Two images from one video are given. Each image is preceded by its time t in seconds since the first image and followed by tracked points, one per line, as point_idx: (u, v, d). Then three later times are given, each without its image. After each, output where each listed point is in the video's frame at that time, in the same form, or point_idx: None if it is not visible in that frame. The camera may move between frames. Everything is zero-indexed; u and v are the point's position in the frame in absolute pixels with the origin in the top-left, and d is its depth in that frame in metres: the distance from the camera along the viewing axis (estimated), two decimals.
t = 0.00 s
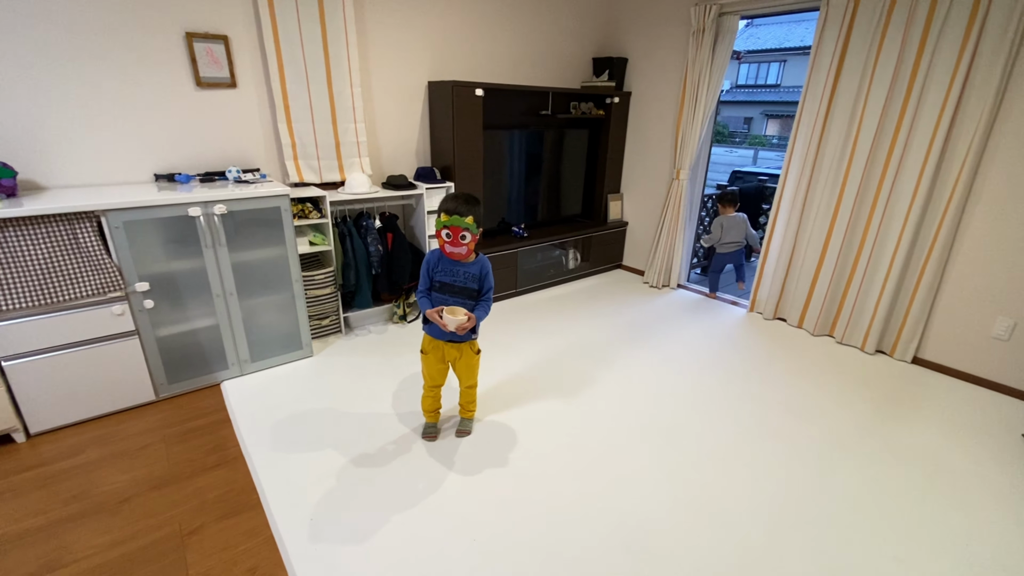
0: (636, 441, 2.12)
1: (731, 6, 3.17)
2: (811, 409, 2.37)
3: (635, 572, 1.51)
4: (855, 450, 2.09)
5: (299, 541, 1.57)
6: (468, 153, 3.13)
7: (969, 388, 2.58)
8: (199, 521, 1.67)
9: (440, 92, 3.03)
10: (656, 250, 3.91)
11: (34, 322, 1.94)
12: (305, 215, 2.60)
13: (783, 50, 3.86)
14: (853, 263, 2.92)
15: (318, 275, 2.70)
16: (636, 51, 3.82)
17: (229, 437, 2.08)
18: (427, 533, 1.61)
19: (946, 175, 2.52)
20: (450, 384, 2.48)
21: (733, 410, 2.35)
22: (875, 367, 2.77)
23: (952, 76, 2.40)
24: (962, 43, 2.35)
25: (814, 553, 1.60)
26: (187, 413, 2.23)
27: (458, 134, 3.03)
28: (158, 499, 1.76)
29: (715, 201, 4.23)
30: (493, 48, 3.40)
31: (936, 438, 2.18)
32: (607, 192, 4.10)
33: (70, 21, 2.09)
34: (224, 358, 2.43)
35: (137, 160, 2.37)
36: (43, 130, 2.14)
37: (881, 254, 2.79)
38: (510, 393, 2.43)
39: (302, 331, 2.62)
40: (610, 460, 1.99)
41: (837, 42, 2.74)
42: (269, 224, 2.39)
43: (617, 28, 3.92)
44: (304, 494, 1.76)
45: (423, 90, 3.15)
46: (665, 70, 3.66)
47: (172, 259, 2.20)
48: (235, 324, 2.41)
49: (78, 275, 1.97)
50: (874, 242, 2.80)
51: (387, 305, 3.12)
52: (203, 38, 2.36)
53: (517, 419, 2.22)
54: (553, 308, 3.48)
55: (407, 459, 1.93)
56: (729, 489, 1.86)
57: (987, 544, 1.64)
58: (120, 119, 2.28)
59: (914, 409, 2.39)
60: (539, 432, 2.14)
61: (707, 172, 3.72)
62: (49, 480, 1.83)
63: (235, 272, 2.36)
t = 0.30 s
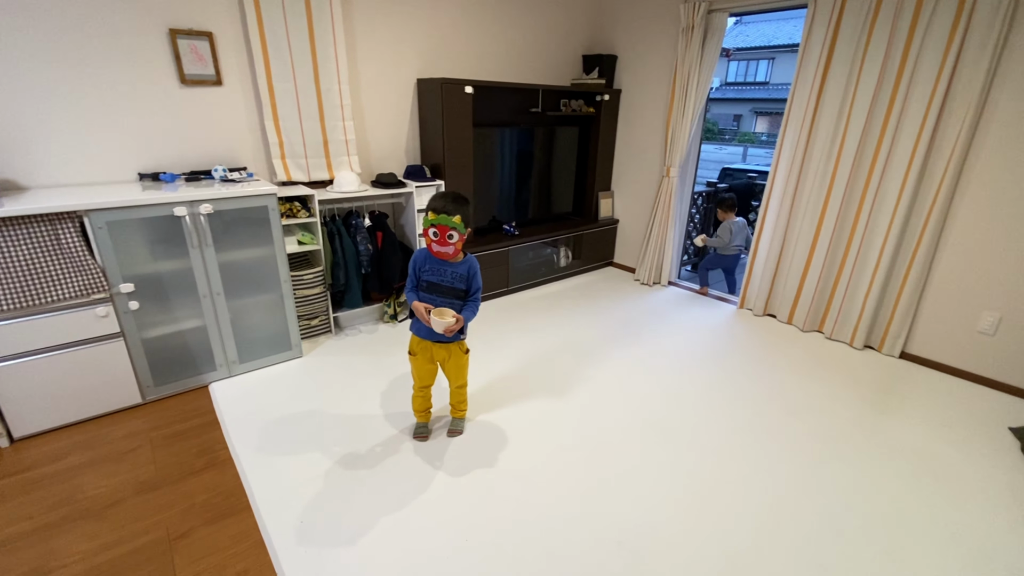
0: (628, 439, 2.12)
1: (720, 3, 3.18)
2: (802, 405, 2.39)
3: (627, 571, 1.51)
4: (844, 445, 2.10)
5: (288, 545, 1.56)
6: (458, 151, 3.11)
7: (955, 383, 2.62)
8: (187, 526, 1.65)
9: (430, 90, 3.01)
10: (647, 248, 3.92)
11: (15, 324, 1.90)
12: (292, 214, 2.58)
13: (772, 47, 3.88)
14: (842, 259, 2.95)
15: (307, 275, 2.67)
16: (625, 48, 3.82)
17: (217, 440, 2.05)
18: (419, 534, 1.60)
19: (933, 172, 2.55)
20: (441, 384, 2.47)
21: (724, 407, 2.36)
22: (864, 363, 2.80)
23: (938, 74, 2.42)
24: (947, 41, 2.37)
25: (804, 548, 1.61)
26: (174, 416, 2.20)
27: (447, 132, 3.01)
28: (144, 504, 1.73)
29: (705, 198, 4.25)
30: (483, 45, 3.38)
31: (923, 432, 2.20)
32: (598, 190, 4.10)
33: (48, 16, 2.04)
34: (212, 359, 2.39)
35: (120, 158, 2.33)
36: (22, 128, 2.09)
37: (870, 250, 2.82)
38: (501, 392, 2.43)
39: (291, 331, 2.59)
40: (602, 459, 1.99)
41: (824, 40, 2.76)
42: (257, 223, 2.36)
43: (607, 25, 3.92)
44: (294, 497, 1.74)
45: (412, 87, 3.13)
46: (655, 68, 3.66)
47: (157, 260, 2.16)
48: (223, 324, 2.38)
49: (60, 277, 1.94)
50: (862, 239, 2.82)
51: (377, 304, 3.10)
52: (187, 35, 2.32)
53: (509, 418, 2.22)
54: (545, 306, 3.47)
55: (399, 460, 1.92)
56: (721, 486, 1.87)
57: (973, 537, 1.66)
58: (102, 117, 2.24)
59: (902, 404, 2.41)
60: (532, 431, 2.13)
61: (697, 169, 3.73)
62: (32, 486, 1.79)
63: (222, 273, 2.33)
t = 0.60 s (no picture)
0: (619, 437, 2.12)
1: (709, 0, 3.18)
2: (791, 401, 2.41)
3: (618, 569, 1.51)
4: (833, 441, 2.12)
5: (277, 547, 1.54)
6: (448, 149, 3.09)
7: (941, 377, 2.65)
8: (174, 529, 1.63)
9: (418, 87, 2.99)
10: (637, 245, 3.92)
11: None
12: (280, 213, 2.55)
13: (760, 45, 3.90)
14: (831, 256, 2.97)
15: (295, 275, 2.64)
16: (615, 46, 3.82)
17: (204, 442, 2.02)
18: (410, 535, 1.60)
19: (919, 168, 2.57)
20: (431, 384, 2.46)
21: (714, 404, 2.37)
22: (852, 358, 2.82)
23: (924, 72, 2.44)
24: (933, 39, 2.39)
25: (794, 544, 1.62)
26: (160, 418, 2.17)
27: (437, 130, 2.99)
28: (130, 508, 1.70)
29: (695, 195, 4.26)
30: (472, 42, 3.36)
31: (910, 427, 2.23)
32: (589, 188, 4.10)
33: (26, 12, 1.99)
34: (199, 360, 2.36)
35: (103, 157, 2.29)
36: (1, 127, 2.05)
37: (858, 246, 2.84)
38: (492, 391, 2.42)
39: (280, 331, 2.57)
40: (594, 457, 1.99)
41: (812, 38, 2.77)
42: (243, 223, 2.33)
43: (596, 23, 3.91)
44: (282, 499, 1.72)
45: (401, 85, 3.10)
46: (644, 65, 3.66)
47: (142, 260, 2.12)
48: (210, 325, 2.35)
49: (42, 279, 1.90)
50: (850, 235, 2.85)
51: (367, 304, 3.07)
52: (170, 32, 2.28)
53: (500, 417, 2.21)
54: (536, 305, 3.47)
55: (389, 460, 1.91)
56: (711, 483, 1.87)
57: (959, 531, 1.69)
58: (83, 115, 2.20)
59: (889, 399, 2.44)
60: (523, 430, 2.13)
61: (687, 167, 3.74)
62: (14, 492, 1.76)
63: (209, 273, 2.30)
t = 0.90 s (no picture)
0: (611, 433, 2.13)
1: None
2: (780, 395, 2.44)
3: (611, 564, 1.52)
4: (822, 435, 2.15)
5: (268, 547, 1.54)
6: (437, 147, 3.08)
7: (926, 370, 2.70)
8: (163, 533, 1.61)
9: (408, 85, 2.97)
10: (628, 242, 3.94)
11: None
12: (268, 212, 2.52)
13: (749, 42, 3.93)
14: (818, 251, 3.00)
15: (284, 274, 2.62)
16: (604, 43, 3.82)
17: (194, 444, 2.00)
18: (403, 534, 1.59)
19: (904, 164, 2.61)
20: (423, 383, 2.45)
21: (706, 399, 2.39)
22: (839, 352, 2.86)
23: (908, 70, 2.48)
24: (917, 36, 2.43)
25: (784, 537, 1.64)
26: (148, 421, 2.14)
27: (426, 128, 2.98)
28: (119, 512, 1.68)
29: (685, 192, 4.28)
30: (461, 39, 3.35)
31: (896, 420, 2.26)
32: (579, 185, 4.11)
33: (5, 9, 1.95)
34: (188, 362, 2.34)
35: (87, 157, 2.25)
36: None
37: (845, 242, 2.88)
38: (485, 389, 2.42)
39: (270, 332, 2.55)
40: (586, 453, 2.00)
41: (799, 35, 2.80)
42: (231, 222, 2.31)
43: (586, 20, 3.92)
44: (273, 500, 1.71)
45: (390, 82, 3.08)
46: (634, 63, 3.67)
47: (128, 261, 2.09)
48: (198, 326, 2.32)
49: (25, 280, 1.88)
50: (837, 231, 2.88)
51: (358, 303, 3.05)
52: (154, 29, 2.25)
53: (493, 415, 2.22)
54: (527, 302, 3.47)
55: (382, 460, 1.90)
56: (703, 477, 1.89)
57: (945, 522, 1.71)
58: (65, 113, 2.16)
59: (876, 392, 2.47)
60: (516, 428, 2.13)
61: (676, 164, 3.75)
62: None
63: (197, 273, 2.27)
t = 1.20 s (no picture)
0: (607, 429, 2.14)
1: None
2: (774, 390, 2.46)
3: (608, 559, 1.53)
4: (816, 430, 2.17)
5: (264, 548, 1.53)
6: (431, 146, 3.07)
7: (916, 364, 2.73)
8: (158, 535, 1.59)
9: (401, 83, 2.96)
10: (622, 240, 3.95)
11: None
12: (261, 211, 2.51)
13: (741, 40, 3.95)
14: (810, 248, 3.03)
15: (278, 274, 2.60)
16: (597, 41, 3.83)
17: (188, 445, 1.99)
18: (400, 533, 1.59)
19: (895, 160, 2.64)
20: (419, 382, 2.45)
21: (701, 395, 2.41)
22: (832, 348, 2.89)
23: (898, 67, 2.50)
24: (907, 34, 2.45)
25: (779, 531, 1.65)
26: (141, 422, 2.12)
27: (420, 126, 2.97)
28: (113, 514, 1.67)
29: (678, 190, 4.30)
30: (454, 37, 3.34)
31: (888, 414, 2.29)
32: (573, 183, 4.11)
33: None
34: (181, 363, 2.32)
35: (76, 156, 2.22)
36: None
37: (836, 238, 2.90)
38: (481, 387, 2.42)
39: (264, 332, 2.53)
40: (582, 450, 2.00)
41: (790, 32, 2.81)
42: (224, 222, 2.29)
43: (579, 18, 3.92)
44: (268, 501, 1.70)
45: (383, 80, 3.07)
46: (627, 61, 3.68)
47: (119, 261, 2.07)
48: (191, 327, 2.30)
49: (14, 282, 1.84)
50: (829, 227, 2.91)
51: (352, 302, 3.04)
52: (144, 26, 2.23)
53: (489, 413, 2.22)
54: (522, 301, 3.47)
55: (378, 459, 1.90)
56: (698, 472, 1.90)
57: (936, 514, 1.74)
58: (54, 112, 2.13)
59: (868, 387, 2.50)
60: (512, 426, 2.13)
61: (669, 161, 3.76)
62: None
63: (189, 273, 2.25)
